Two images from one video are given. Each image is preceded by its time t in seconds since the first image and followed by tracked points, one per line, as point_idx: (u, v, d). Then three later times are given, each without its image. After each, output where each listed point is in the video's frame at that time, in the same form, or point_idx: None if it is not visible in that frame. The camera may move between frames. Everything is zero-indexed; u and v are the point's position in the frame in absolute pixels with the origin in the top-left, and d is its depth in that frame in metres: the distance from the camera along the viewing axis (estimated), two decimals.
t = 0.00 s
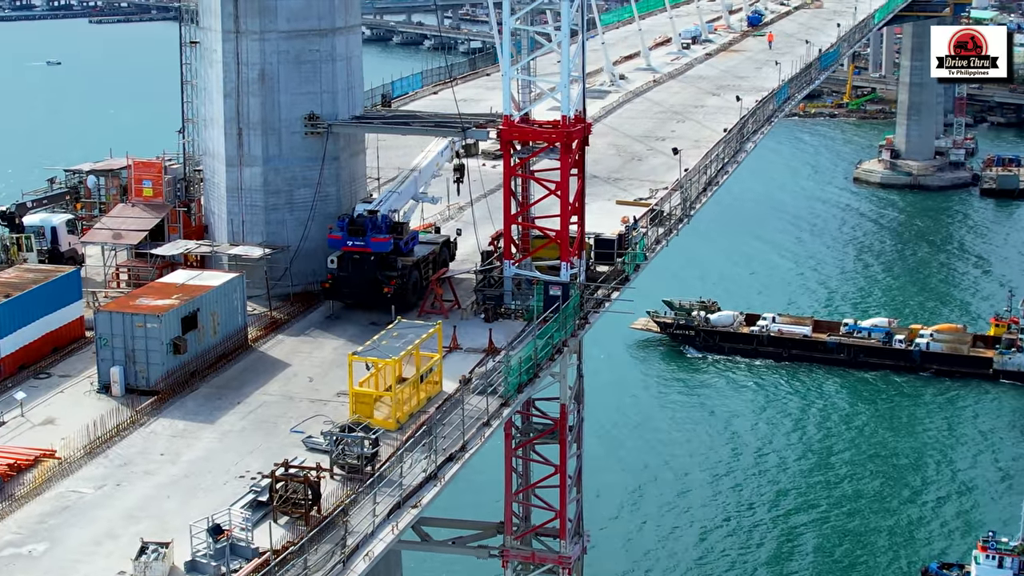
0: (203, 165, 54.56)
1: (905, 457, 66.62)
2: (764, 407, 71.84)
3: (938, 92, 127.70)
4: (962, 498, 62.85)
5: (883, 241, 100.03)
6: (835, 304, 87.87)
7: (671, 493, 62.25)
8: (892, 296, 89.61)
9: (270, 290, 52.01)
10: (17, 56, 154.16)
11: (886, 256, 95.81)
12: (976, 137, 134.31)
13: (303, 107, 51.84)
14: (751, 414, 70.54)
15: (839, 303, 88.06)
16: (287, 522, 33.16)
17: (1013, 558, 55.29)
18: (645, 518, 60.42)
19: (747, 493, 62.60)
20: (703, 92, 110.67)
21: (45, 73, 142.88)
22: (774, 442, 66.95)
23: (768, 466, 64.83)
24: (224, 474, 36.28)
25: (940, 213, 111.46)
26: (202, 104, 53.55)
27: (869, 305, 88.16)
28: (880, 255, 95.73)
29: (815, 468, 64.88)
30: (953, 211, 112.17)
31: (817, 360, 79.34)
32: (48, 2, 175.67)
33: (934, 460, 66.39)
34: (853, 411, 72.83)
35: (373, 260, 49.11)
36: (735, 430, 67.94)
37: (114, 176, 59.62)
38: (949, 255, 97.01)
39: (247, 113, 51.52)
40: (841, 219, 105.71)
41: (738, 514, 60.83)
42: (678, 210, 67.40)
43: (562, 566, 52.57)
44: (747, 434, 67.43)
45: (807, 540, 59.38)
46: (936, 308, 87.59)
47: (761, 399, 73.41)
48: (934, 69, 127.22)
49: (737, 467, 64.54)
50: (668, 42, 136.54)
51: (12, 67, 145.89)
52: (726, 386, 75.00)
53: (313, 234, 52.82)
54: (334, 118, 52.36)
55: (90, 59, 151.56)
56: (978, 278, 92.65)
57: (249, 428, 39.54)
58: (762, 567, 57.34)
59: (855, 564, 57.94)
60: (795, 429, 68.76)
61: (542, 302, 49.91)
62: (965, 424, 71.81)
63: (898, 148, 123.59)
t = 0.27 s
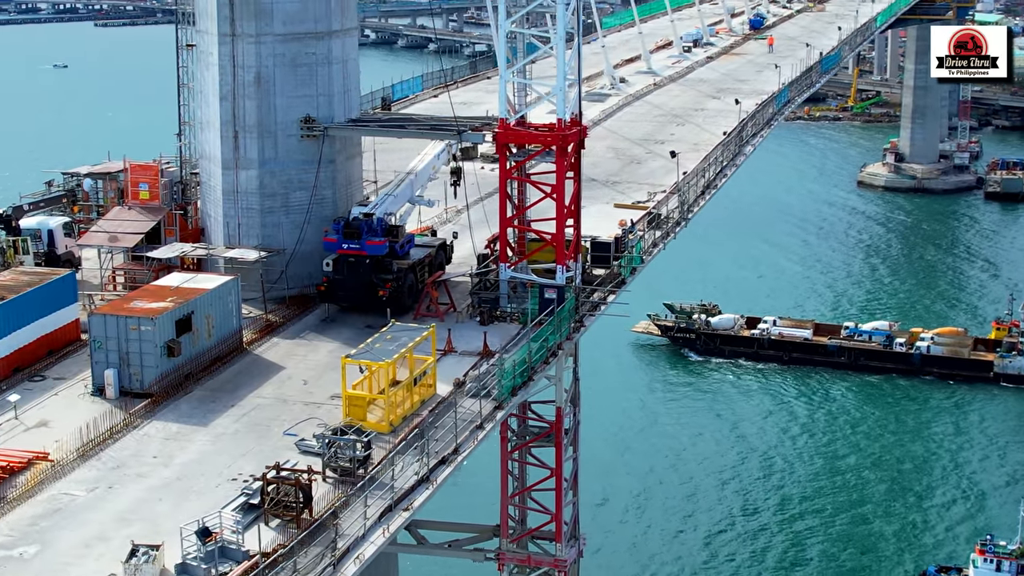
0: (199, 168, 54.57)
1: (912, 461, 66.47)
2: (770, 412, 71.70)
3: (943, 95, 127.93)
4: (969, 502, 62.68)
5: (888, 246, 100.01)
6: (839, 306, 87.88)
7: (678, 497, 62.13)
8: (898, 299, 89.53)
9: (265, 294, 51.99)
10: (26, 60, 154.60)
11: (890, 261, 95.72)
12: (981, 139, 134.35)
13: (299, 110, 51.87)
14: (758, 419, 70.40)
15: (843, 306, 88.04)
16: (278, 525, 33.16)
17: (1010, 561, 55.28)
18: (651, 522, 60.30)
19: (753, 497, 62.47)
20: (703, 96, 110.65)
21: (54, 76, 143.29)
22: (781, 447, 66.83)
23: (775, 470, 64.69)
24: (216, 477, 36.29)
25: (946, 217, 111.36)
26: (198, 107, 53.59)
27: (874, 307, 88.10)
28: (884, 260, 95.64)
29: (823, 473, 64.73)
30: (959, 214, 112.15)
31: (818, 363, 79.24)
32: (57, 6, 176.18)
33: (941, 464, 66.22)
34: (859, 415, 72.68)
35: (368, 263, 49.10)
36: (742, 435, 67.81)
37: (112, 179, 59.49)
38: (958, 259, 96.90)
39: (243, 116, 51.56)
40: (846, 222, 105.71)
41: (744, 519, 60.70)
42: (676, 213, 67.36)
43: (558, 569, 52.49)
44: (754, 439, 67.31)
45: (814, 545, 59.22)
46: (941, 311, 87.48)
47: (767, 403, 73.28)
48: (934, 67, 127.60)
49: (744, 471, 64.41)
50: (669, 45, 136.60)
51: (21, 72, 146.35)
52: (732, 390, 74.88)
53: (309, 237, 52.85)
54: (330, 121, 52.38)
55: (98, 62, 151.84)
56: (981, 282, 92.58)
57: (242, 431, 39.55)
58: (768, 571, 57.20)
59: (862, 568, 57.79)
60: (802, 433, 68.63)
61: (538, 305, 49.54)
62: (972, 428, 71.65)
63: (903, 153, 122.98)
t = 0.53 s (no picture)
0: (194, 171, 54.59)
1: (916, 466, 66.41)
2: (774, 416, 71.66)
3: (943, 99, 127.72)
4: (973, 507, 62.64)
5: (890, 250, 99.97)
6: (840, 308, 87.90)
7: (682, 502, 62.08)
8: (900, 301, 89.53)
9: (259, 296, 52.02)
10: (29, 63, 154.77)
11: (893, 265, 95.67)
12: (984, 143, 134.37)
13: (293, 112, 51.87)
14: (763, 423, 70.33)
15: (844, 309, 88.05)
16: (267, 528, 33.18)
17: (1006, 565, 55.23)
18: (654, 527, 60.25)
19: (757, 501, 62.42)
20: (701, 99, 110.68)
21: (59, 79, 143.50)
22: (786, 451, 66.80)
23: (779, 475, 64.65)
24: (206, 480, 36.31)
25: (947, 221, 111.37)
26: (192, 110, 53.65)
27: (875, 310, 88.10)
28: (886, 264, 95.64)
29: (827, 478, 64.68)
30: (961, 217, 112.27)
31: (816, 366, 79.22)
32: (61, 10, 176.42)
33: (946, 469, 66.16)
34: (862, 418, 72.61)
35: (361, 266, 49.18)
36: (746, 439, 67.77)
37: (107, 182, 59.21)
38: (960, 263, 96.87)
39: (236, 119, 51.62)
40: (848, 225, 105.86)
41: (747, 523, 60.66)
42: (671, 216, 67.38)
43: (552, 571, 52.43)
44: (758, 443, 67.27)
45: (818, 549, 59.19)
46: (942, 314, 87.50)
47: (771, 407, 73.23)
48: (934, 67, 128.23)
49: (749, 476, 64.37)
50: (669, 48, 136.70)
51: (25, 75, 146.50)
52: (735, 393, 74.83)
53: (303, 240, 52.90)
54: (324, 123, 52.43)
55: (101, 65, 152.04)
56: (984, 286, 92.59)
57: (233, 433, 39.58)
58: None
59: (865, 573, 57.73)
60: (806, 438, 68.58)
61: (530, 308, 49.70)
62: (975, 432, 71.59)
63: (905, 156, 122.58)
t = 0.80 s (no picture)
0: (186, 175, 54.57)
1: (919, 470, 66.34)
2: (777, 420, 71.54)
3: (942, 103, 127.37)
4: (977, 511, 62.49)
5: (891, 253, 99.96)
6: (839, 311, 87.82)
7: (686, 507, 61.88)
8: (903, 304, 89.42)
9: (251, 299, 52.02)
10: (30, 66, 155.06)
11: (894, 269, 95.61)
12: (984, 146, 134.40)
13: (285, 116, 51.90)
14: (766, 427, 70.18)
15: (844, 312, 87.96)
16: (255, 531, 33.17)
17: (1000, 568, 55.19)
18: (657, 531, 60.10)
19: (760, 505, 62.33)
20: (697, 102, 110.69)
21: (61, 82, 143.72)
22: (789, 456, 66.65)
23: (783, 480, 64.49)
24: (195, 483, 36.30)
25: (947, 224, 111.31)
26: (185, 113, 53.66)
27: (876, 313, 88.04)
28: (887, 267, 95.62)
29: (830, 484, 64.53)
30: (962, 220, 112.29)
31: (814, 370, 78.90)
32: (62, 13, 176.71)
33: (949, 475, 66.00)
34: (864, 423, 72.46)
35: (353, 269, 49.26)
36: (750, 443, 67.63)
37: (102, 186, 59.15)
38: (961, 266, 96.82)
39: (228, 122, 51.62)
40: (849, 228, 106.01)
41: (750, 527, 60.55)
42: (665, 219, 67.35)
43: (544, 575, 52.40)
44: (762, 447, 67.11)
45: (823, 555, 58.99)
46: (942, 316, 87.43)
47: (774, 412, 73.13)
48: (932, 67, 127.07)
49: (753, 481, 64.19)
50: (666, 52, 136.79)
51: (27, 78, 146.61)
52: (736, 398, 74.79)
53: (295, 243, 52.91)
54: (316, 127, 52.42)
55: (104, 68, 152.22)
56: (986, 288, 92.49)
57: (223, 437, 39.57)
58: None
59: None
60: (809, 443, 68.46)
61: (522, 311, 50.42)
62: (977, 435, 71.49)
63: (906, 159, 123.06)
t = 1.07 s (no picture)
0: (178, 177, 54.62)
1: (920, 474, 66.31)
2: (779, 424, 71.47)
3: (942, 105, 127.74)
4: (979, 515, 62.34)
5: (891, 256, 99.99)
6: (839, 314, 87.78)
7: (688, 512, 61.80)
8: (904, 308, 89.37)
9: (242, 301, 52.11)
10: (30, 69, 155.09)
11: (895, 272, 95.60)
12: (983, 149, 134.39)
13: (276, 119, 51.94)
14: (767, 431, 70.14)
15: (844, 314, 87.95)
16: (241, 534, 33.19)
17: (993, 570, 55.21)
18: (658, 535, 60.07)
19: (761, 509, 62.34)
20: (693, 105, 110.76)
21: (61, 85, 143.75)
22: (791, 461, 66.61)
23: (784, 484, 64.44)
24: (182, 486, 36.32)
25: (947, 227, 111.29)
26: (176, 116, 53.72)
27: (877, 316, 88.00)
28: (888, 271, 95.61)
29: (832, 489, 64.44)
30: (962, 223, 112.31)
31: (809, 374, 79.03)
32: (62, 16, 176.75)
33: (952, 479, 65.87)
34: (865, 426, 72.48)
35: (343, 272, 49.25)
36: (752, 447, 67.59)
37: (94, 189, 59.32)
38: (962, 269, 96.78)
39: (219, 125, 51.67)
40: (848, 230, 106.16)
41: (751, 531, 60.53)
42: (658, 222, 67.37)
43: None
44: (763, 451, 67.13)
45: (825, 559, 58.90)
46: (942, 319, 87.36)
47: (775, 415, 73.06)
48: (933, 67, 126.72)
49: (754, 485, 64.19)
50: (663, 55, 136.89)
51: (28, 82, 146.62)
52: (737, 401, 74.83)
53: (286, 246, 52.96)
54: (307, 130, 52.44)
55: (104, 71, 152.34)
56: (988, 291, 92.42)
57: (211, 440, 39.59)
58: None
59: None
60: (812, 447, 68.39)
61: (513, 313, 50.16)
62: (979, 439, 71.44)
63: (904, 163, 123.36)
